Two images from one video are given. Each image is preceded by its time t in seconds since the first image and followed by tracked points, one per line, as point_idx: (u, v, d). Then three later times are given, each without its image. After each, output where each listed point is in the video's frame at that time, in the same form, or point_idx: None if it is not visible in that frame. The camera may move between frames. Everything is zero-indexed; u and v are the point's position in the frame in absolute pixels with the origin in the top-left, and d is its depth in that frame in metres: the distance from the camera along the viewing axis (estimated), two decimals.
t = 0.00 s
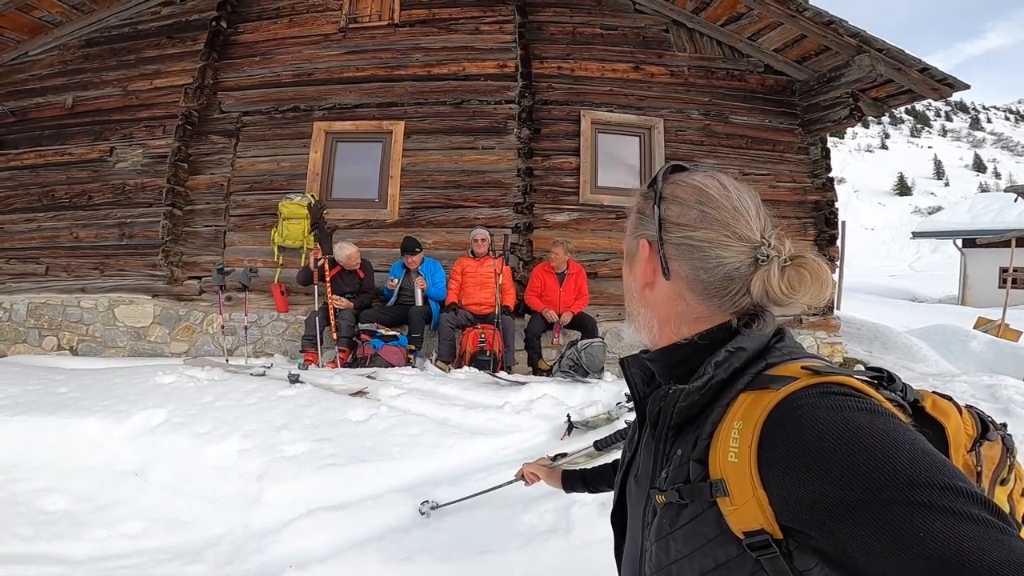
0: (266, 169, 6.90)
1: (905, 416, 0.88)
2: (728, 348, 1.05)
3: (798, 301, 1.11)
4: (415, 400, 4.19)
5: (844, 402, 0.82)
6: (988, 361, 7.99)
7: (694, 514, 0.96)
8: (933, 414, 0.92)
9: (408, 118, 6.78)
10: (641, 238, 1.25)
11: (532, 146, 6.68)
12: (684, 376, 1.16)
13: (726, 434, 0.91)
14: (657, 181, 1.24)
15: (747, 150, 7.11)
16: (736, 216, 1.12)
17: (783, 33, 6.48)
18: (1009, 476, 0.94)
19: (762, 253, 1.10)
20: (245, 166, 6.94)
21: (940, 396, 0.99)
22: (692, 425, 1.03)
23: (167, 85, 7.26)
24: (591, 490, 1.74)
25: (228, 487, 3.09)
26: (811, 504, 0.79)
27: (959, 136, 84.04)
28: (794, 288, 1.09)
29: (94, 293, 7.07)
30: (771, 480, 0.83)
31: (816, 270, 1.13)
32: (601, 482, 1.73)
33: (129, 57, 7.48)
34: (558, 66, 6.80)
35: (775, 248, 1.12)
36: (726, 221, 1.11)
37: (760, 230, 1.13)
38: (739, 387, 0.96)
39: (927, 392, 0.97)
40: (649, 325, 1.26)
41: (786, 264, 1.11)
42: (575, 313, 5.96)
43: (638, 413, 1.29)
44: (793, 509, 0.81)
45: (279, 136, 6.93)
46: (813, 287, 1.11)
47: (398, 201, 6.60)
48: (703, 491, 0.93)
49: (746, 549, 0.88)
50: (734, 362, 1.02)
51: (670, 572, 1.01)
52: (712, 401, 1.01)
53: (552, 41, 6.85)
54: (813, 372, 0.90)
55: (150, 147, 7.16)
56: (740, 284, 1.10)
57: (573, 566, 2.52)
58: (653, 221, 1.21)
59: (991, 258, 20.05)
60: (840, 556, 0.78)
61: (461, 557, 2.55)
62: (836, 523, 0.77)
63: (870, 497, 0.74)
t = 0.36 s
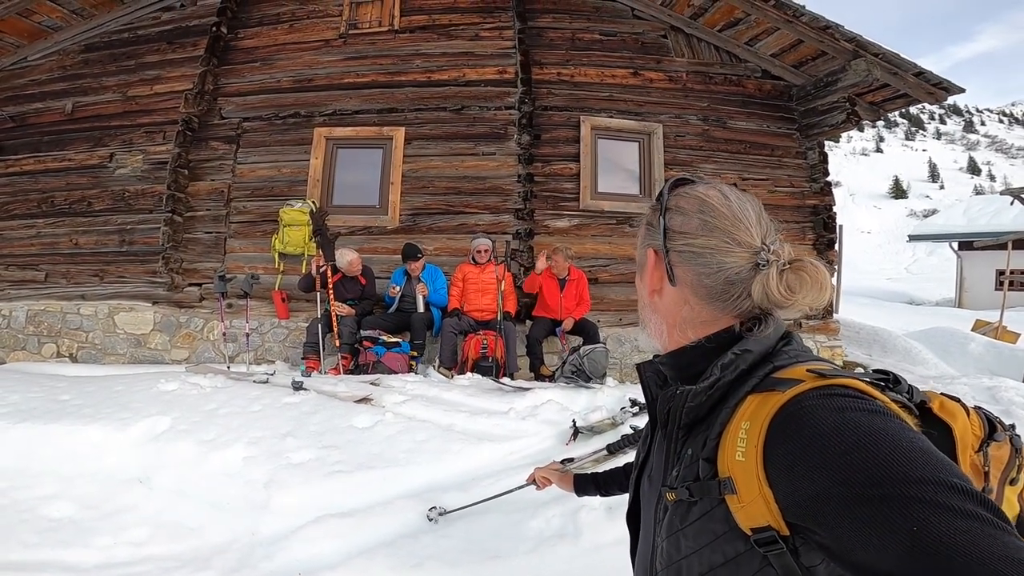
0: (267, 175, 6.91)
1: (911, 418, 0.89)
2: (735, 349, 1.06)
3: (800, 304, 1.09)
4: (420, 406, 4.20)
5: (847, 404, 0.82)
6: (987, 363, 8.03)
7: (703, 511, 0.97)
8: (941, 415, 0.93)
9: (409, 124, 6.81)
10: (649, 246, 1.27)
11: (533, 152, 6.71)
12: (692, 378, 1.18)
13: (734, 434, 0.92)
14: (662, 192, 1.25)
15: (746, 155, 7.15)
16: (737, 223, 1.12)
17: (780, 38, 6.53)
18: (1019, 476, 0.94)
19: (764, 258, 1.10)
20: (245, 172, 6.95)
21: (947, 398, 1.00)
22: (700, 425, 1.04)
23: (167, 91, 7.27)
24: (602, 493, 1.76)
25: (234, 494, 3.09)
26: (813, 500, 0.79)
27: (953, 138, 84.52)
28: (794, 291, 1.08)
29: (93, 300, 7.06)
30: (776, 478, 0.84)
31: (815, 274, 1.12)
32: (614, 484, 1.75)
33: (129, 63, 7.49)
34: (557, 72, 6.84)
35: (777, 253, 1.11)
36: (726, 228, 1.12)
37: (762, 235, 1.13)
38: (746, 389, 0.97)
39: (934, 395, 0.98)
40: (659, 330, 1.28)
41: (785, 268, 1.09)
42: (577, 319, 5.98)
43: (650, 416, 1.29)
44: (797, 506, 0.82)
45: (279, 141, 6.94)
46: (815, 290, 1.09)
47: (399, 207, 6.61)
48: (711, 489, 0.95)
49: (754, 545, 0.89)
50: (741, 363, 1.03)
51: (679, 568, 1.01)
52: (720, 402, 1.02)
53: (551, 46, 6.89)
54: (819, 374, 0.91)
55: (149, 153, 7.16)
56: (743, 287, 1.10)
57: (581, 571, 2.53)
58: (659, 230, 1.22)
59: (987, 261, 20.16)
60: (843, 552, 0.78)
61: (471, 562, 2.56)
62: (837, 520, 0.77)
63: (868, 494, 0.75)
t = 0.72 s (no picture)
0: (264, 180, 6.89)
1: (940, 412, 0.89)
2: (763, 345, 1.04)
3: (825, 296, 1.10)
4: (424, 411, 4.19)
5: (881, 399, 0.83)
6: (982, 363, 8.11)
7: (732, 507, 0.98)
8: (967, 408, 0.93)
9: (407, 128, 6.80)
10: (667, 244, 1.28)
11: (531, 156, 6.72)
12: (718, 375, 1.16)
13: (763, 431, 0.93)
14: (679, 190, 1.26)
15: (742, 158, 7.19)
16: (757, 217, 1.13)
17: (775, 42, 6.59)
18: None
19: (786, 251, 1.11)
20: (242, 177, 6.93)
21: (972, 390, 1.00)
22: (729, 421, 1.04)
23: (162, 95, 7.24)
24: (617, 494, 1.76)
25: (237, 500, 3.07)
26: (847, 496, 0.80)
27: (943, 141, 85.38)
28: (819, 282, 1.08)
29: (88, 306, 7.01)
30: (809, 475, 0.84)
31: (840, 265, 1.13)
32: (628, 486, 1.75)
33: (124, 66, 7.46)
34: (555, 76, 6.86)
35: (798, 246, 1.13)
36: (747, 223, 1.13)
37: (783, 229, 1.14)
38: (775, 385, 0.97)
39: (959, 387, 0.97)
40: (681, 328, 1.27)
41: (809, 260, 1.10)
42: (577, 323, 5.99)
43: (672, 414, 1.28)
44: (830, 501, 0.82)
45: (276, 146, 6.93)
46: (840, 281, 1.09)
47: (398, 212, 6.61)
48: (741, 485, 0.95)
49: (784, 540, 0.90)
50: (768, 360, 1.02)
51: (708, 565, 1.02)
52: (748, 398, 1.01)
53: (548, 50, 6.93)
54: (850, 370, 0.90)
55: (145, 157, 7.12)
56: (767, 281, 1.11)
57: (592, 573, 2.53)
58: (678, 227, 1.23)
59: (979, 262, 20.35)
60: (877, 545, 0.80)
61: (481, 566, 2.56)
62: (872, 514, 0.79)
63: (903, 487, 0.76)
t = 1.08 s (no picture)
0: (260, 187, 6.88)
1: (945, 424, 0.90)
2: (774, 359, 1.06)
3: (836, 315, 1.11)
4: (425, 419, 4.20)
5: (889, 412, 0.84)
6: (976, 365, 8.18)
7: (742, 515, 0.99)
8: (970, 419, 0.94)
9: (403, 134, 6.82)
10: (681, 260, 1.30)
11: (527, 163, 6.74)
12: (730, 389, 1.19)
13: (774, 442, 0.94)
14: (692, 207, 1.29)
15: (737, 163, 7.23)
16: (770, 235, 1.15)
17: (768, 47, 6.65)
18: None
19: (799, 269, 1.12)
20: (238, 184, 6.92)
21: (975, 401, 1.01)
22: (740, 432, 1.05)
23: (156, 101, 7.22)
24: (623, 503, 1.78)
25: (240, 510, 3.07)
26: (854, 504, 0.82)
27: (933, 142, 86.18)
28: (832, 301, 1.09)
29: (82, 315, 6.97)
30: (817, 485, 0.86)
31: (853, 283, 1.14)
32: (634, 495, 1.77)
33: (118, 72, 7.44)
34: (551, 82, 6.90)
35: (812, 264, 1.14)
36: (760, 241, 1.15)
37: (795, 247, 1.16)
38: (786, 397, 0.98)
39: (963, 398, 0.98)
40: (692, 342, 1.29)
41: (822, 278, 1.11)
42: (575, 329, 6.02)
43: (683, 425, 1.32)
44: (838, 510, 0.84)
45: (272, 152, 6.92)
46: (852, 299, 1.10)
47: (395, 219, 6.62)
48: (751, 494, 0.97)
49: (794, 548, 0.91)
50: (780, 373, 1.04)
51: (718, 572, 1.04)
52: (759, 410, 1.03)
53: (544, 56, 6.96)
54: (860, 385, 0.92)
55: (139, 164, 7.10)
56: (779, 298, 1.12)
57: None
58: (691, 243, 1.25)
59: (970, 264, 20.56)
60: (883, 551, 0.81)
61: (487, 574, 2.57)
62: (878, 521, 0.80)
63: (908, 494, 0.78)
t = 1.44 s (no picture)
0: (256, 194, 6.85)
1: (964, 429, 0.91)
2: (799, 365, 1.06)
3: (868, 323, 1.12)
4: (428, 426, 4.19)
5: (912, 419, 0.84)
6: (969, 364, 8.26)
7: (761, 519, 0.99)
8: (988, 421, 0.93)
9: (399, 140, 6.82)
10: (709, 261, 1.30)
11: (524, 168, 6.76)
12: (755, 393, 1.20)
13: (794, 447, 0.94)
14: (724, 207, 1.29)
15: (731, 166, 7.27)
16: (805, 240, 1.16)
17: (761, 51, 6.70)
18: None
19: (834, 276, 1.13)
20: (233, 191, 6.89)
21: (992, 405, 1.00)
22: (762, 438, 1.05)
23: (149, 107, 7.19)
24: (634, 508, 1.79)
25: (245, 520, 3.05)
26: (873, 509, 0.82)
27: (921, 144, 87.10)
28: (866, 309, 1.10)
29: (75, 324, 6.90)
30: (837, 489, 0.85)
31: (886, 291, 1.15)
32: (645, 499, 1.78)
33: (110, 78, 7.39)
34: (547, 87, 6.93)
35: (846, 271, 1.15)
36: (796, 246, 1.15)
37: (829, 253, 1.17)
38: (809, 403, 0.98)
39: (979, 401, 0.98)
40: (717, 343, 1.29)
41: (857, 286, 1.12)
42: (574, 334, 6.03)
43: (702, 429, 1.33)
44: (858, 515, 0.84)
45: (267, 159, 6.90)
46: (886, 307, 1.12)
47: (392, 226, 6.61)
48: (770, 498, 0.96)
49: (811, 551, 0.90)
50: (805, 380, 1.04)
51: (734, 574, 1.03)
52: (781, 415, 1.03)
53: (539, 61, 6.99)
54: (884, 392, 0.92)
55: (132, 171, 7.06)
56: (813, 304, 1.13)
57: None
58: (723, 245, 1.25)
59: (960, 264, 20.78)
60: (900, 555, 0.81)
61: None
62: (898, 526, 0.80)
63: (925, 499, 0.78)
